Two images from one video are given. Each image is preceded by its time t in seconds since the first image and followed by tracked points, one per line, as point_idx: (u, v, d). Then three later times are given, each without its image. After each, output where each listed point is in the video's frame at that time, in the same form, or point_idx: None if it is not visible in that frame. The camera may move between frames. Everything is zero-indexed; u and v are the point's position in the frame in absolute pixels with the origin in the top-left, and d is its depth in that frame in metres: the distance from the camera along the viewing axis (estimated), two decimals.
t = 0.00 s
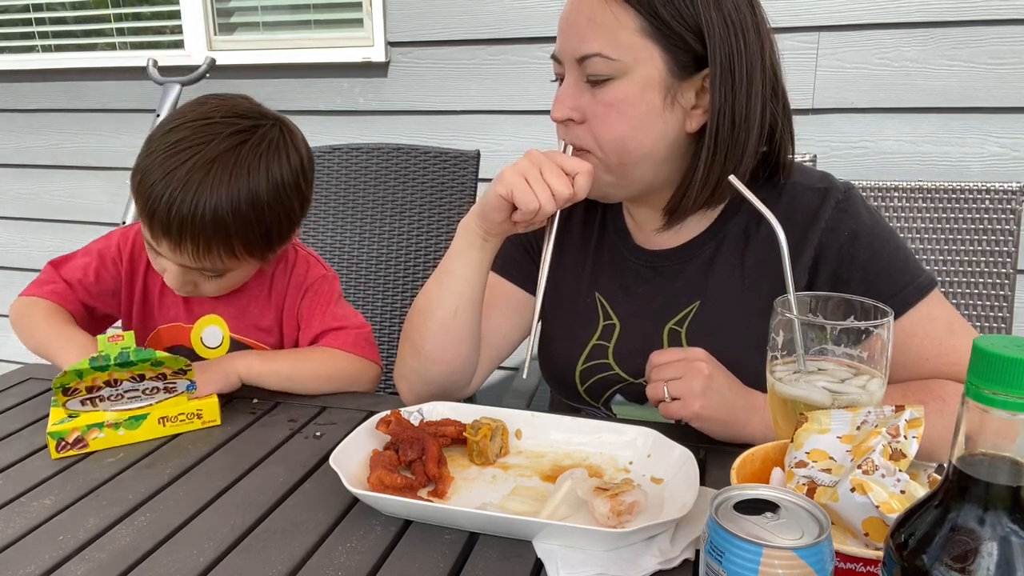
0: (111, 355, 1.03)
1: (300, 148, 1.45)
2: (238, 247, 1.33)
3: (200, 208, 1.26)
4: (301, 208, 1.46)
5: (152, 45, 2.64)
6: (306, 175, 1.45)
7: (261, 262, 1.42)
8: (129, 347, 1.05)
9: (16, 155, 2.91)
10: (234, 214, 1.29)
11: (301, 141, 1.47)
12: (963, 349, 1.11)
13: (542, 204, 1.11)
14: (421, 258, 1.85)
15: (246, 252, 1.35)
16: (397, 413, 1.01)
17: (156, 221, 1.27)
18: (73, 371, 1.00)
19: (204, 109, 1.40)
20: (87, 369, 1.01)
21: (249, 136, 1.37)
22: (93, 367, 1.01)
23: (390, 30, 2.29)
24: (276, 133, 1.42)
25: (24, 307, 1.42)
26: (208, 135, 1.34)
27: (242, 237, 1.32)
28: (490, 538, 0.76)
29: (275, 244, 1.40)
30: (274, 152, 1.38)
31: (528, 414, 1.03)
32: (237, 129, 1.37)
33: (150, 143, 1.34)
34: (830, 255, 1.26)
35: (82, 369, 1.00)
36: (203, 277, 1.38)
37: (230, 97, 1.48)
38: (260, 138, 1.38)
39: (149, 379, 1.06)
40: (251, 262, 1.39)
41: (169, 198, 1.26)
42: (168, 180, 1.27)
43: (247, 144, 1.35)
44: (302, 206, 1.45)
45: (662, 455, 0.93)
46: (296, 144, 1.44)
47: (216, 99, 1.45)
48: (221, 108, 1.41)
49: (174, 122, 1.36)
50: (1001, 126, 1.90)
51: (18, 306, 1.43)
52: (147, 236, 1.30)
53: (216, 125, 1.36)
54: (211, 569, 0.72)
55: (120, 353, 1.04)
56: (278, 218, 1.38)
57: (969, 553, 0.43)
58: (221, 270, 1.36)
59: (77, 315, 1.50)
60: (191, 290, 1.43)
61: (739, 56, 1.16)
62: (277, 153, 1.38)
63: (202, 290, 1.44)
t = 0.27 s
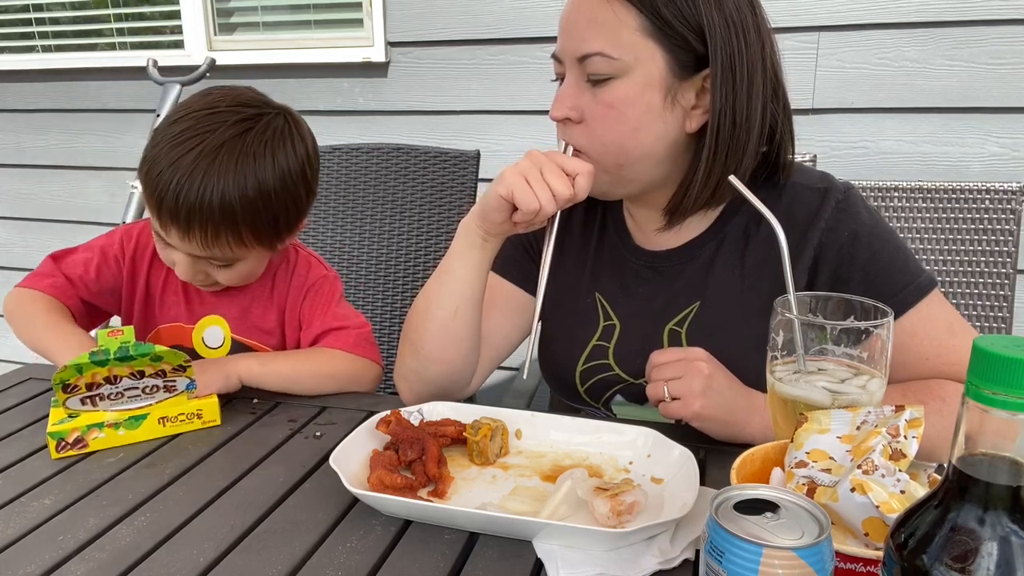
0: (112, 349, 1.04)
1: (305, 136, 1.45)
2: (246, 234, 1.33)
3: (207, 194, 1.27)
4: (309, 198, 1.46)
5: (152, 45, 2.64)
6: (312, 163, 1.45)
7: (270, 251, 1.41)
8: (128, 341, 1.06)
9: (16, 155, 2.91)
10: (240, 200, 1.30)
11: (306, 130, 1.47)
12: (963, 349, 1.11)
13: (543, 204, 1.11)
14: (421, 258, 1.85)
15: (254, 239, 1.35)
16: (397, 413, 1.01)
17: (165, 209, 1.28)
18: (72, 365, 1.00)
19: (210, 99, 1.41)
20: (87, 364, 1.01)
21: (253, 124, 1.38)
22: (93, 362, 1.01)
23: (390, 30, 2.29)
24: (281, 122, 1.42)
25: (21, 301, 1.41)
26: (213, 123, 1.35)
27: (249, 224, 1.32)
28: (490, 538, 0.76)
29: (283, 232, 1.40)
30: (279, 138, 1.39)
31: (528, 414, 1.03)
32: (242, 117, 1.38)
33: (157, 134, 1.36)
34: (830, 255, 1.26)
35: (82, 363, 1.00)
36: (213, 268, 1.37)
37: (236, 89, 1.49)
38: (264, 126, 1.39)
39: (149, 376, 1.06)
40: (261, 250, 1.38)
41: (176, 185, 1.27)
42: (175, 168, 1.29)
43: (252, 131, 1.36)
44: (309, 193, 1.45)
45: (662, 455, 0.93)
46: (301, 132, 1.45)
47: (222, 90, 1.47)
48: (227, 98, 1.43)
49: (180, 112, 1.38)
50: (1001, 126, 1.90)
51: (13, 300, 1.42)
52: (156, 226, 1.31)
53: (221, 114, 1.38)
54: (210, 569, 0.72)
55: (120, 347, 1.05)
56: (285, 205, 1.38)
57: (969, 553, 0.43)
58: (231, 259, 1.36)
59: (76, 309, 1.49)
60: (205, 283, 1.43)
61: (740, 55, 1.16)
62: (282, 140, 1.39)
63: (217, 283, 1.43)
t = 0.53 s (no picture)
0: (114, 344, 1.04)
1: (310, 132, 1.45)
2: (251, 228, 1.33)
3: (211, 187, 1.27)
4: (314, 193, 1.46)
5: (152, 45, 2.64)
6: (317, 158, 1.45)
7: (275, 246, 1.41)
8: (131, 336, 1.05)
9: (16, 155, 2.91)
10: (245, 193, 1.30)
11: (310, 126, 1.47)
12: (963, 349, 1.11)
13: (543, 203, 1.11)
14: (421, 258, 1.85)
15: (259, 234, 1.35)
16: (397, 413, 1.01)
17: (170, 203, 1.28)
18: (76, 359, 1.00)
19: (215, 95, 1.42)
20: (90, 358, 1.01)
21: (258, 118, 1.38)
22: (96, 356, 1.02)
23: (390, 30, 2.28)
24: (285, 117, 1.42)
25: (32, 305, 1.41)
26: (218, 118, 1.36)
27: (254, 218, 1.32)
28: (490, 539, 0.76)
29: (288, 226, 1.40)
30: (283, 133, 1.39)
31: (528, 414, 1.03)
32: (247, 112, 1.39)
33: (163, 129, 1.36)
34: (830, 255, 1.26)
35: (84, 358, 1.01)
36: (218, 264, 1.37)
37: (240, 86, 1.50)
38: (269, 120, 1.39)
39: (151, 374, 1.06)
40: (265, 244, 1.38)
41: (181, 178, 1.28)
42: (180, 162, 1.29)
43: (256, 126, 1.36)
44: (314, 188, 1.45)
45: (663, 455, 0.93)
46: (305, 128, 1.45)
47: (227, 86, 1.47)
48: (232, 93, 1.43)
49: (186, 107, 1.39)
50: (1001, 126, 1.90)
51: (23, 307, 1.41)
52: (162, 220, 1.32)
53: (226, 109, 1.38)
54: (211, 569, 0.72)
55: (123, 342, 1.05)
56: (290, 199, 1.38)
57: (969, 553, 0.43)
58: (236, 254, 1.36)
59: (86, 313, 1.49)
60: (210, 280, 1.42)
61: (741, 55, 1.16)
62: (287, 134, 1.39)
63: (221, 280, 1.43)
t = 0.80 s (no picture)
0: (114, 349, 1.04)
1: (313, 129, 1.45)
2: (252, 224, 1.33)
3: (213, 182, 1.28)
4: (316, 190, 1.46)
5: (152, 45, 2.64)
6: (320, 154, 1.45)
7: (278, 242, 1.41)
8: (131, 341, 1.06)
9: (16, 155, 2.91)
10: (246, 188, 1.30)
11: (314, 123, 1.47)
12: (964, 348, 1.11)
13: (545, 202, 1.11)
14: (421, 258, 1.85)
15: (261, 229, 1.34)
16: (397, 413, 1.01)
17: (172, 197, 1.29)
18: (76, 365, 0.99)
19: (219, 92, 1.43)
20: (90, 363, 1.01)
21: (262, 114, 1.39)
22: (96, 361, 1.01)
23: (390, 30, 2.28)
24: (289, 114, 1.43)
25: (42, 302, 1.43)
26: (221, 114, 1.36)
27: (256, 212, 1.32)
28: (490, 539, 0.76)
29: (290, 222, 1.40)
30: (285, 129, 1.39)
31: (528, 414, 1.03)
32: (250, 108, 1.40)
33: (168, 126, 1.37)
34: (830, 255, 1.26)
35: (85, 363, 1.00)
36: (221, 259, 1.37)
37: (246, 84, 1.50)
38: (272, 116, 1.39)
39: (150, 376, 1.06)
40: (267, 240, 1.38)
41: (183, 173, 1.28)
42: (182, 156, 1.30)
43: (259, 122, 1.37)
44: (316, 183, 1.44)
45: (663, 455, 0.93)
46: (309, 125, 1.45)
47: (233, 84, 1.48)
48: (236, 91, 1.44)
49: (191, 104, 1.40)
50: (1001, 126, 1.90)
51: (35, 303, 1.43)
52: (165, 215, 1.32)
53: (230, 105, 1.39)
54: (211, 569, 0.72)
55: (123, 346, 1.05)
56: (292, 194, 1.37)
57: (969, 553, 0.43)
58: (239, 249, 1.35)
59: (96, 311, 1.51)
60: (214, 276, 1.42)
61: (747, 54, 1.16)
62: (290, 130, 1.39)
63: (225, 277, 1.43)
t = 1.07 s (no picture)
0: (111, 345, 1.04)
1: (314, 125, 1.45)
2: (259, 222, 1.33)
3: (218, 183, 1.28)
4: (320, 186, 1.46)
5: (152, 45, 2.64)
6: (321, 149, 1.45)
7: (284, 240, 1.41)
8: (129, 338, 1.05)
9: (16, 155, 2.91)
10: (251, 187, 1.30)
11: (314, 119, 1.47)
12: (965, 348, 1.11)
13: (547, 203, 1.11)
14: (421, 258, 1.85)
15: (268, 227, 1.35)
16: (397, 413, 1.01)
17: (179, 200, 1.29)
18: (73, 362, 1.00)
19: (218, 92, 1.42)
20: (87, 360, 1.01)
21: (262, 113, 1.39)
22: (93, 358, 1.01)
23: (390, 29, 2.28)
24: (288, 111, 1.43)
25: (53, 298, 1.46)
26: (222, 114, 1.36)
27: (262, 211, 1.32)
28: (490, 539, 0.76)
29: (295, 219, 1.40)
30: (286, 125, 1.39)
31: (529, 414, 1.03)
32: (250, 107, 1.40)
33: (170, 129, 1.37)
34: (831, 255, 1.26)
35: (81, 360, 1.00)
36: (229, 258, 1.37)
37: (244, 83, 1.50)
38: (272, 114, 1.39)
39: (149, 374, 1.06)
40: (274, 237, 1.38)
41: (188, 175, 1.28)
42: (186, 158, 1.30)
43: (260, 120, 1.37)
44: (319, 179, 1.44)
45: (663, 455, 0.93)
46: (309, 120, 1.45)
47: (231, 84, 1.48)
48: (235, 90, 1.44)
49: (191, 106, 1.39)
50: (1001, 126, 1.90)
51: (46, 299, 1.46)
52: (173, 218, 1.32)
53: (230, 105, 1.39)
54: (210, 569, 0.72)
55: (120, 343, 1.04)
56: (296, 191, 1.38)
57: (969, 553, 0.43)
58: (247, 247, 1.36)
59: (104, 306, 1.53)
60: (222, 276, 1.42)
61: (758, 53, 1.17)
62: (291, 127, 1.39)
63: (232, 276, 1.43)
